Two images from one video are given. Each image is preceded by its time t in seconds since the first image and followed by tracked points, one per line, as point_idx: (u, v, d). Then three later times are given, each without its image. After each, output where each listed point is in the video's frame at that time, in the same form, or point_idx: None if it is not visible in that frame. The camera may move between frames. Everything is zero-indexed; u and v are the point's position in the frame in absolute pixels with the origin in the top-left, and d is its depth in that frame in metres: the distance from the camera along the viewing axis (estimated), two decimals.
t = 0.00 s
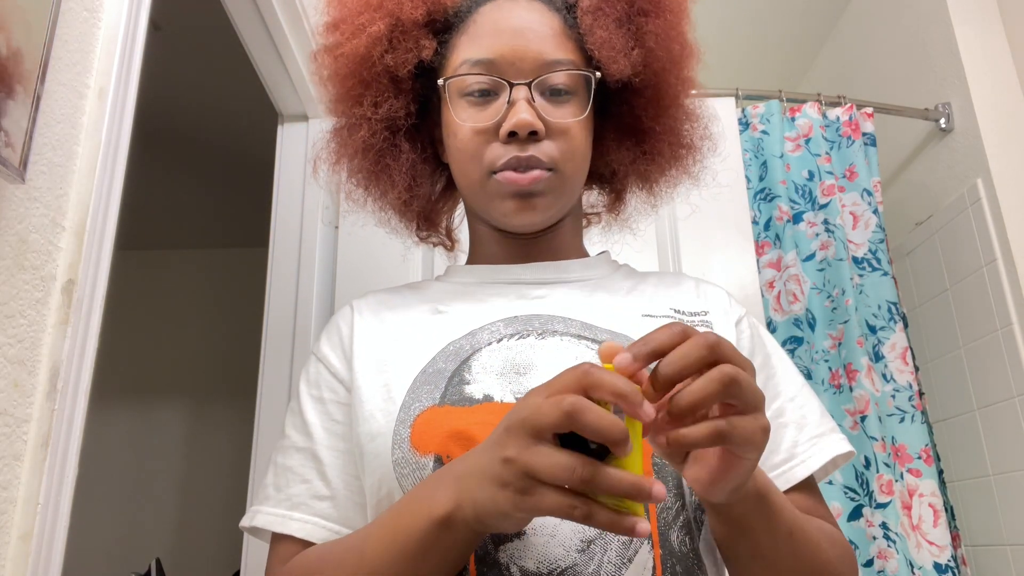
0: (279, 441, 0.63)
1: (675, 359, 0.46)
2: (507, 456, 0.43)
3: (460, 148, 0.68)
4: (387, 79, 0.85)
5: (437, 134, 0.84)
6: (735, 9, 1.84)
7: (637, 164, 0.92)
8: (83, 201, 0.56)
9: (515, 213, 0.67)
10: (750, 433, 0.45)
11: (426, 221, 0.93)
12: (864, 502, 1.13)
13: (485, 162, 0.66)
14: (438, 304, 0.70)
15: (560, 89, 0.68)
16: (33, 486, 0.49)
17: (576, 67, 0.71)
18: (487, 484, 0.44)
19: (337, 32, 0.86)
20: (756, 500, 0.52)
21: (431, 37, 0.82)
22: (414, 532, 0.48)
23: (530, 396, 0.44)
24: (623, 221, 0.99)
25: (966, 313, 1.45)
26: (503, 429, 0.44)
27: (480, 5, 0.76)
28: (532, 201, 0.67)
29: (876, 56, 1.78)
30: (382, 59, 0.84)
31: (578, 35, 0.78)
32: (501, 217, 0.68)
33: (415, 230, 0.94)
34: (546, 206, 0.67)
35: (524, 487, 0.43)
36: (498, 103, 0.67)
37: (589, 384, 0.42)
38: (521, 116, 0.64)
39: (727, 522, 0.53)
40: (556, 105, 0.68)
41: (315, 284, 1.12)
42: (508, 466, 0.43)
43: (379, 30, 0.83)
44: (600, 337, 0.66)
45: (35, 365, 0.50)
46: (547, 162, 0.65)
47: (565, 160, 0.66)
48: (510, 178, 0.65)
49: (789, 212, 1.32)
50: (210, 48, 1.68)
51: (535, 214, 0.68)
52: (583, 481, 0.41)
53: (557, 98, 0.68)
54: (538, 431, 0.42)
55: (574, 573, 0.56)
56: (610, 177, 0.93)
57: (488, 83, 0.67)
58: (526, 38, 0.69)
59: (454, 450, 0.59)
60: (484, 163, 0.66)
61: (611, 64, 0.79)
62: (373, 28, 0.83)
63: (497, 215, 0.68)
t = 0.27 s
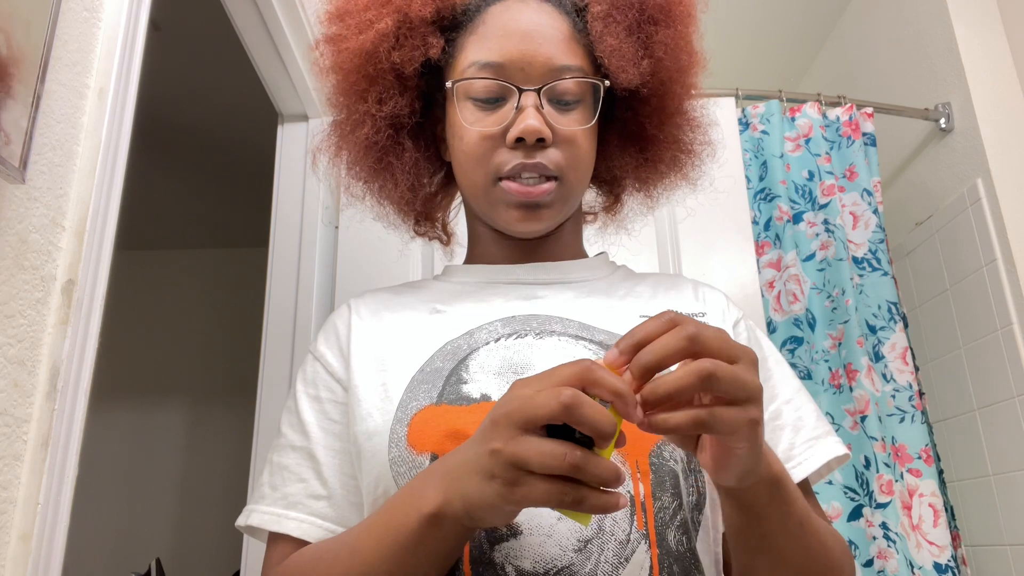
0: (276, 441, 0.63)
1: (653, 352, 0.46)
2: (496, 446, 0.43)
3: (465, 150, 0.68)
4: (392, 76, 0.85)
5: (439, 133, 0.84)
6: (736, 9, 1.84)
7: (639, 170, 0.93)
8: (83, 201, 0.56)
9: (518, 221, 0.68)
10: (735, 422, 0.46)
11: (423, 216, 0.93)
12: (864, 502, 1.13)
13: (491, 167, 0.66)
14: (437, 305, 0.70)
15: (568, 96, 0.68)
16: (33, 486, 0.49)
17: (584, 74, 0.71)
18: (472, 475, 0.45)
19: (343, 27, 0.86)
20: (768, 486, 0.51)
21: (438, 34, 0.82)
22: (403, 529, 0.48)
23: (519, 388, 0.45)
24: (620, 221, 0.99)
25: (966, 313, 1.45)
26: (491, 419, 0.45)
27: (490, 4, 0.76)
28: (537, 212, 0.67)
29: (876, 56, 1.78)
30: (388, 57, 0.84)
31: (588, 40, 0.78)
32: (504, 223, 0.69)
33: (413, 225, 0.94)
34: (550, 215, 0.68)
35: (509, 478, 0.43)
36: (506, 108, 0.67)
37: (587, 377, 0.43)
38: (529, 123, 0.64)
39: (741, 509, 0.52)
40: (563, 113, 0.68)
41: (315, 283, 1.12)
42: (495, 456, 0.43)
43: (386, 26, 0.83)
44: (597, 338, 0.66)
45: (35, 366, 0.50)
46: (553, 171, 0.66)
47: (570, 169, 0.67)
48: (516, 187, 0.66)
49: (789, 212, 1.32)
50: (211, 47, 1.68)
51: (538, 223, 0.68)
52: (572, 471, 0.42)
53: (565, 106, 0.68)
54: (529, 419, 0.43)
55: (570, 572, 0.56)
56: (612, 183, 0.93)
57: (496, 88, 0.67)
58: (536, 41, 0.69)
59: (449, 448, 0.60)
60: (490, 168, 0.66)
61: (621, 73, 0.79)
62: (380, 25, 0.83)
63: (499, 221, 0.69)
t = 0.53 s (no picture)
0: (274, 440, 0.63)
1: (638, 373, 0.44)
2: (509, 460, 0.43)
3: (477, 159, 0.68)
4: (396, 82, 0.85)
5: (443, 138, 0.84)
6: (736, 10, 1.84)
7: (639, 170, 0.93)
8: (83, 201, 0.56)
9: (531, 226, 0.68)
10: (726, 428, 0.44)
11: (419, 219, 0.91)
12: (864, 502, 1.13)
13: (505, 176, 0.66)
14: (437, 305, 0.70)
15: (577, 101, 0.68)
16: (33, 486, 0.50)
17: (592, 79, 0.71)
18: (477, 486, 0.44)
19: (344, 33, 0.85)
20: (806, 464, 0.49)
21: (442, 39, 0.81)
22: (381, 530, 0.47)
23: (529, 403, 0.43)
24: (614, 213, 0.97)
25: (966, 313, 1.45)
26: (502, 432, 0.43)
27: (495, 7, 0.76)
28: (549, 217, 0.68)
29: (876, 56, 1.78)
30: (392, 63, 0.84)
31: (595, 45, 0.79)
32: (516, 228, 0.69)
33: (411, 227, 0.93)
34: (562, 219, 0.68)
35: (520, 491, 0.43)
36: (518, 116, 0.67)
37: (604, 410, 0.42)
38: (542, 130, 0.64)
39: (777, 491, 0.51)
40: (572, 118, 0.68)
41: (316, 284, 1.12)
42: (505, 470, 0.43)
43: (390, 33, 0.82)
44: (597, 338, 0.66)
45: (35, 365, 0.50)
46: (566, 176, 0.66)
47: (581, 173, 0.67)
48: (531, 196, 0.66)
49: (789, 212, 1.32)
50: (211, 47, 1.68)
51: (550, 227, 0.68)
52: (583, 491, 0.43)
53: (573, 111, 0.68)
54: (548, 443, 0.42)
55: (569, 571, 0.57)
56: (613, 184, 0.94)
57: (507, 95, 0.67)
58: (545, 47, 0.68)
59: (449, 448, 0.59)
60: (503, 176, 0.66)
61: (628, 77, 0.81)
62: (384, 31, 0.82)
63: (511, 226, 0.69)
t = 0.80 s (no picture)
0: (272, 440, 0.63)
1: (636, 399, 0.43)
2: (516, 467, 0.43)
3: (485, 155, 0.68)
4: (404, 76, 0.85)
5: (445, 135, 0.84)
6: (736, 10, 1.84)
7: (639, 173, 0.93)
8: (83, 201, 0.56)
9: (536, 225, 0.68)
10: (724, 432, 0.44)
11: (416, 216, 0.91)
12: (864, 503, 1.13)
13: (513, 171, 0.66)
14: (436, 305, 0.70)
15: (585, 101, 0.68)
16: (33, 486, 0.50)
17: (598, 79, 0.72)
18: (482, 490, 0.44)
19: (353, 26, 0.86)
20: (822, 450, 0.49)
21: (450, 35, 0.81)
22: (379, 528, 0.47)
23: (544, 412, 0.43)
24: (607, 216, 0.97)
25: (966, 314, 1.45)
26: (512, 438, 0.43)
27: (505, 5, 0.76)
28: (555, 216, 0.67)
29: (876, 56, 1.78)
30: (401, 57, 0.84)
31: (602, 47, 0.79)
32: (521, 226, 0.69)
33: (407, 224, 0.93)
34: (567, 219, 0.68)
35: (524, 497, 0.43)
36: (527, 114, 0.66)
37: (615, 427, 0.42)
38: (553, 129, 0.64)
39: (791, 478, 0.50)
40: (580, 119, 0.68)
41: (315, 282, 1.12)
42: (511, 475, 0.43)
43: (400, 27, 0.82)
44: (596, 338, 0.65)
45: (35, 365, 0.50)
46: (573, 176, 0.66)
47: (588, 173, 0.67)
48: (540, 193, 0.66)
49: (789, 212, 1.32)
50: (211, 47, 1.68)
51: (555, 227, 0.68)
52: (582, 503, 0.43)
53: (581, 111, 0.68)
54: (559, 455, 0.42)
55: (569, 572, 0.57)
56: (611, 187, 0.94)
57: (517, 93, 0.67)
58: (555, 47, 0.69)
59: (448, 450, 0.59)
60: (512, 173, 0.66)
61: (634, 81, 0.82)
62: (395, 25, 0.82)
63: (516, 224, 0.69)
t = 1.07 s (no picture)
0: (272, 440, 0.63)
1: (634, 417, 0.44)
2: (511, 481, 0.43)
3: (482, 148, 0.68)
4: (402, 71, 0.85)
5: (444, 132, 0.84)
6: (737, 9, 1.84)
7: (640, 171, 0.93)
8: (83, 202, 0.56)
9: (533, 219, 0.68)
10: (722, 444, 0.45)
11: (417, 216, 0.91)
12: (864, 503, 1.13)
13: (509, 164, 0.66)
14: (436, 305, 0.69)
15: (583, 96, 0.68)
16: (33, 486, 0.50)
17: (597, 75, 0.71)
18: (475, 502, 0.44)
19: (353, 20, 0.86)
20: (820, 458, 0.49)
21: (449, 30, 0.81)
22: (375, 532, 0.47)
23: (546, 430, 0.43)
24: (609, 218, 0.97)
25: (966, 314, 1.45)
26: (510, 452, 0.43)
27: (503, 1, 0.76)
28: (551, 210, 0.67)
29: (876, 56, 1.78)
30: (400, 52, 0.84)
31: (600, 42, 0.79)
32: (518, 221, 0.69)
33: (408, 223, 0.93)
34: (564, 213, 0.68)
35: (517, 512, 0.43)
36: (524, 107, 0.67)
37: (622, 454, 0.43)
38: (549, 121, 0.64)
39: (789, 488, 0.50)
40: (579, 113, 0.68)
41: (315, 280, 1.12)
42: (506, 489, 0.43)
43: (399, 21, 0.82)
44: (596, 338, 0.65)
45: (35, 365, 0.50)
46: (570, 169, 0.66)
47: (585, 168, 0.67)
48: (536, 186, 0.66)
49: (789, 212, 1.32)
50: (211, 48, 1.68)
51: (552, 221, 0.68)
52: (574, 521, 0.43)
53: (579, 106, 0.68)
54: (556, 471, 0.42)
55: (569, 572, 0.57)
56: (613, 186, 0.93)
57: (515, 86, 0.67)
58: (552, 41, 0.69)
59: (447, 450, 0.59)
60: (508, 166, 0.66)
61: (633, 75, 0.81)
62: (393, 20, 0.83)
63: (512, 219, 0.69)
